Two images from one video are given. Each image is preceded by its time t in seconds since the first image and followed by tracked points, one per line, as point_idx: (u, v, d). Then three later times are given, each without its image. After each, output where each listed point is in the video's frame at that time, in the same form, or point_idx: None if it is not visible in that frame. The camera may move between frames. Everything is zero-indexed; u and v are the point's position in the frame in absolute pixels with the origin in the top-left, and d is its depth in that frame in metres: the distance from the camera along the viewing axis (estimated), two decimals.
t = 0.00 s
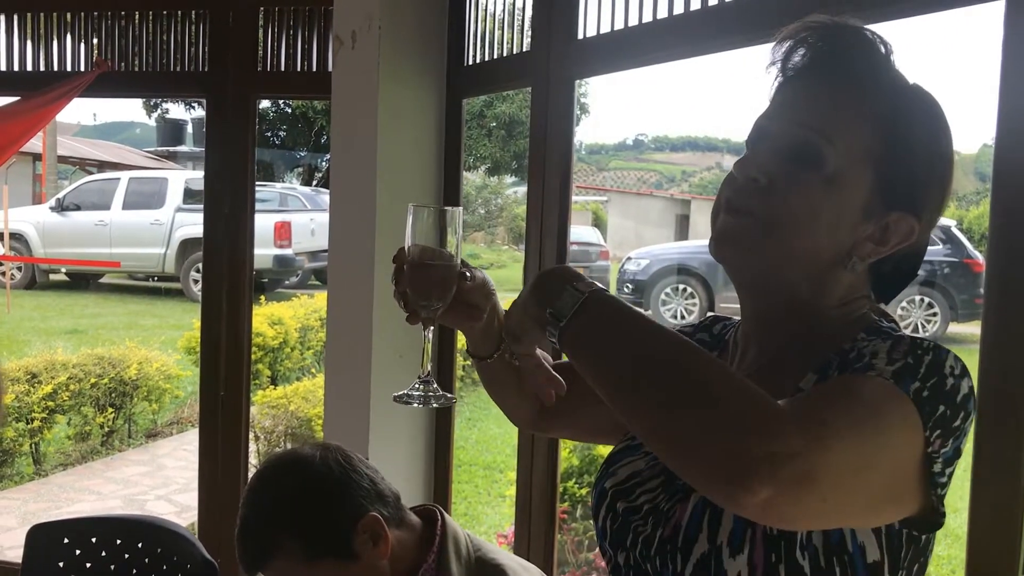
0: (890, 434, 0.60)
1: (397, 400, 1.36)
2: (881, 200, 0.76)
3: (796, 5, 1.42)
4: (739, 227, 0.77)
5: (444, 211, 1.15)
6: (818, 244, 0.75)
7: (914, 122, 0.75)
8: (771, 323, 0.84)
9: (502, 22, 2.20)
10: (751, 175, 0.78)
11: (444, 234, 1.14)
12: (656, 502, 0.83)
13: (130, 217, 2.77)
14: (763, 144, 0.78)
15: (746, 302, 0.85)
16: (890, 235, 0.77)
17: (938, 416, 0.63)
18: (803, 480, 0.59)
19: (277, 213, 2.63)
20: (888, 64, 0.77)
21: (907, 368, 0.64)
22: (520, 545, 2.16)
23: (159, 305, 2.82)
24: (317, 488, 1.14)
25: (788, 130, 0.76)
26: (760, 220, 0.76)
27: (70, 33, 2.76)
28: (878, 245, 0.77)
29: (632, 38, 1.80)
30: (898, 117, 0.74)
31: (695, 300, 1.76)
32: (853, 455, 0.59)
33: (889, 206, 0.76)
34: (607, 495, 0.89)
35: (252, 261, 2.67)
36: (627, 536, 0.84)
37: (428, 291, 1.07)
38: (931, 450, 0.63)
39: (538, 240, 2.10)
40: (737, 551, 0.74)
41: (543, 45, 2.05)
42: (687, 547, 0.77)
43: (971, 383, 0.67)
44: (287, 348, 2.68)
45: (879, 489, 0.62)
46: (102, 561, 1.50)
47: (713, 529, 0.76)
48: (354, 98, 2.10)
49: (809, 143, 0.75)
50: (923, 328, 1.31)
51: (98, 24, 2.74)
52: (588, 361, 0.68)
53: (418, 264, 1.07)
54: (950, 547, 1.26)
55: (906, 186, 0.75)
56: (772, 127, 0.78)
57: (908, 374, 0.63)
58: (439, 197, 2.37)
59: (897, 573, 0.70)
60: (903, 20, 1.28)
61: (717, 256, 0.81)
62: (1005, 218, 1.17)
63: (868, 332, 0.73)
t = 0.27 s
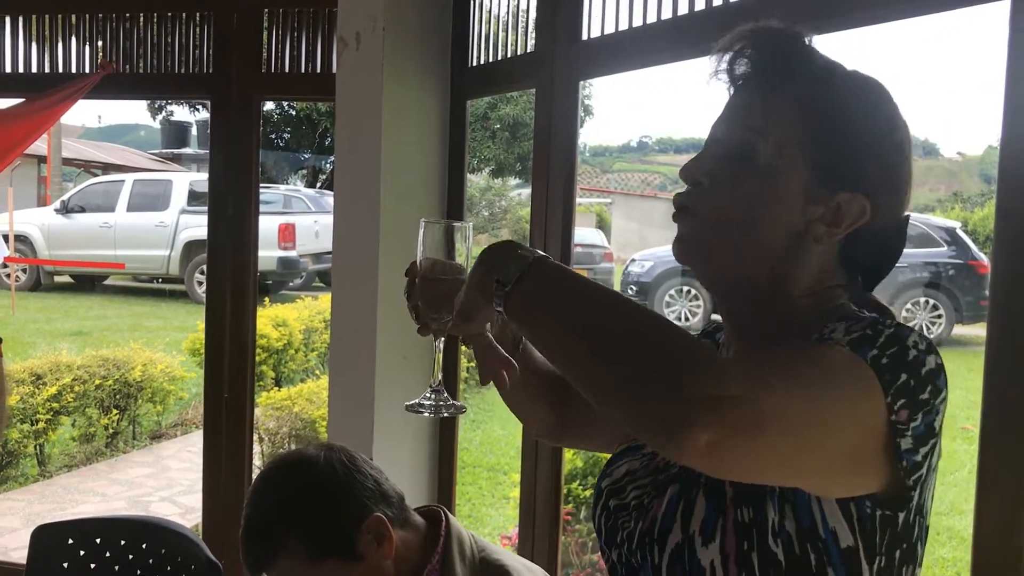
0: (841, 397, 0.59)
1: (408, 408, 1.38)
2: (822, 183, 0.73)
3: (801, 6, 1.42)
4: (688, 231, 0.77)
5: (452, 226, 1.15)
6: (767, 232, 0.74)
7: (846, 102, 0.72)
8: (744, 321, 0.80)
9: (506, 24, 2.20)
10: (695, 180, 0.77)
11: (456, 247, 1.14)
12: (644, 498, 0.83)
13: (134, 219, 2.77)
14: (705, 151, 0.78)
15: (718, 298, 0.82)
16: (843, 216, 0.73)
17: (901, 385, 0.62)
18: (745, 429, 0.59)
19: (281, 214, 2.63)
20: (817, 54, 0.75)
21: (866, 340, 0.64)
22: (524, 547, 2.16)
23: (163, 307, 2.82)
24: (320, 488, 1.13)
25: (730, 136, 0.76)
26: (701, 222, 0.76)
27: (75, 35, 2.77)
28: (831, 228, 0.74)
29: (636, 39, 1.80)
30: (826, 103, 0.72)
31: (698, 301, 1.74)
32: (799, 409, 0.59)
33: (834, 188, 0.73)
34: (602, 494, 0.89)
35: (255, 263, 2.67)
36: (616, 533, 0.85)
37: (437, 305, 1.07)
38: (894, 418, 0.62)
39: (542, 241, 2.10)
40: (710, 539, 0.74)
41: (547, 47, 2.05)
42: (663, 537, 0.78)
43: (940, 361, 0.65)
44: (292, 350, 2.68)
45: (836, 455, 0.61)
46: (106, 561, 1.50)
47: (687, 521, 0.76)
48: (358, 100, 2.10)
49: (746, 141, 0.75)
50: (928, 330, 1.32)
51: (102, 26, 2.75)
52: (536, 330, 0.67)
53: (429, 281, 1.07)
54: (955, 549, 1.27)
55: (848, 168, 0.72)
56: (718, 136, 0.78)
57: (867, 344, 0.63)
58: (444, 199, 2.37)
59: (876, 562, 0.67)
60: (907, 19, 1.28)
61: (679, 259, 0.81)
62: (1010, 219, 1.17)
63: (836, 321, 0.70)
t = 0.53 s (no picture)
0: (795, 400, 0.57)
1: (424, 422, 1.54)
2: (776, 181, 0.72)
3: (811, 8, 1.41)
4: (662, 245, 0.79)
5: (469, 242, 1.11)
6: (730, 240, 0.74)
7: (785, 97, 0.71)
8: (734, 327, 0.80)
9: (513, 25, 2.20)
10: (662, 197, 0.79)
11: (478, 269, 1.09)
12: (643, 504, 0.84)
13: (143, 219, 2.79)
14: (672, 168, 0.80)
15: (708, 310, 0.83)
16: (802, 210, 0.72)
17: (865, 386, 0.59)
18: (678, 434, 0.56)
19: (288, 215, 2.63)
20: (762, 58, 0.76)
21: (829, 344, 0.62)
22: (531, 548, 2.16)
23: (171, 307, 2.83)
24: (327, 490, 1.14)
25: (692, 151, 0.78)
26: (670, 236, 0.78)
27: (84, 36, 2.77)
28: (792, 225, 0.72)
29: (644, 41, 1.79)
30: (766, 100, 0.72)
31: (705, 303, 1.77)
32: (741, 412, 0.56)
33: (789, 184, 0.72)
34: (608, 501, 0.90)
35: (264, 262, 2.68)
36: (618, 539, 0.85)
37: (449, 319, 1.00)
38: (860, 421, 0.59)
39: (550, 241, 2.10)
40: (698, 545, 0.73)
41: (555, 47, 2.05)
42: (654, 543, 0.78)
43: (921, 360, 0.65)
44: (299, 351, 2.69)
45: (799, 460, 0.58)
46: (115, 562, 1.50)
47: (676, 526, 0.76)
48: (366, 102, 2.11)
49: (704, 155, 0.76)
50: (936, 331, 1.33)
51: (111, 27, 2.76)
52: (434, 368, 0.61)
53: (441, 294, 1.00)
54: (965, 552, 1.27)
55: (797, 161, 0.71)
56: (684, 153, 0.80)
57: (828, 349, 0.61)
58: (451, 201, 2.37)
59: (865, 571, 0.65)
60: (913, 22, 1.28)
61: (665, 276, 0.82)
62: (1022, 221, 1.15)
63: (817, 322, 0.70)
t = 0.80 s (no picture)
0: (817, 406, 0.57)
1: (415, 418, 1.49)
2: (798, 179, 0.71)
3: (820, 7, 1.41)
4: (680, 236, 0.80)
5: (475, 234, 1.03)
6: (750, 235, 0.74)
7: (812, 91, 0.71)
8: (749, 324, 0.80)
9: (522, 26, 2.20)
10: (683, 189, 0.80)
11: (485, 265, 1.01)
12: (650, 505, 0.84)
13: (152, 220, 2.78)
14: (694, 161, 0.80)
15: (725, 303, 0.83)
16: (822, 210, 0.71)
17: (887, 396, 0.59)
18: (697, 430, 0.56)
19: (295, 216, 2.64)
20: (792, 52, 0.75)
21: (854, 349, 0.61)
22: (539, 549, 2.16)
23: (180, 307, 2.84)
24: (336, 489, 1.14)
25: (714, 144, 0.78)
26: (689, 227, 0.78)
27: (92, 37, 2.78)
28: (812, 225, 0.72)
29: (652, 40, 1.79)
30: (791, 94, 0.71)
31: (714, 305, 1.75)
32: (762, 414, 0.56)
33: (809, 182, 0.71)
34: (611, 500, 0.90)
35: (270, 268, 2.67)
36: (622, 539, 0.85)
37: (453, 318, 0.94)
38: (879, 430, 0.59)
39: (557, 242, 2.10)
40: (709, 544, 0.73)
41: (563, 48, 2.05)
42: (663, 543, 0.78)
43: (943, 370, 0.64)
44: (306, 351, 2.71)
45: (814, 465, 0.58)
46: (123, 562, 1.50)
47: (686, 525, 0.76)
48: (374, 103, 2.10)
49: (724, 149, 0.76)
50: (945, 332, 1.33)
51: (120, 28, 2.76)
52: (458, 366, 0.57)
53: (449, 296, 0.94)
54: (973, 554, 1.26)
55: (820, 158, 0.70)
56: (705, 146, 0.80)
57: (852, 354, 0.61)
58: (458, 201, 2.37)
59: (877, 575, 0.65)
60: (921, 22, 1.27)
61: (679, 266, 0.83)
62: None
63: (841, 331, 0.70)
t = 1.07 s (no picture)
0: (882, 420, 0.57)
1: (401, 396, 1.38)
2: (890, 205, 0.68)
3: (829, 6, 1.41)
4: (745, 237, 0.69)
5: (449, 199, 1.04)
6: (829, 253, 0.68)
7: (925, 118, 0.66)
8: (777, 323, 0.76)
9: (528, 25, 2.20)
10: (750, 190, 0.69)
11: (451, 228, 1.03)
12: (663, 506, 0.82)
13: (159, 219, 2.80)
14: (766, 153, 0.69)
15: (752, 298, 0.77)
16: (898, 240, 0.70)
17: (941, 409, 0.60)
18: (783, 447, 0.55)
19: (303, 215, 2.64)
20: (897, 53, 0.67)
21: (909, 360, 0.61)
22: (545, 547, 2.16)
23: (188, 306, 2.84)
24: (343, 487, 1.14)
25: (791, 141, 0.68)
26: (764, 233, 0.68)
27: (101, 36, 2.79)
28: (885, 254, 0.70)
29: (659, 39, 1.79)
30: (906, 120, 0.66)
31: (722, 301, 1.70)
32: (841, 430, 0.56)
33: (899, 211, 0.68)
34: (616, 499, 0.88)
35: (279, 261, 2.69)
36: (633, 539, 0.84)
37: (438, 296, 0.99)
38: (931, 442, 0.59)
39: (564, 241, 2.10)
40: (737, 548, 0.72)
41: (570, 47, 2.05)
42: (687, 545, 0.77)
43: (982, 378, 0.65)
44: (314, 350, 2.69)
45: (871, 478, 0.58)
46: (132, 559, 1.51)
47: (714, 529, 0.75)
48: (381, 102, 2.11)
49: (813, 153, 0.67)
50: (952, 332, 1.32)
51: (128, 27, 2.77)
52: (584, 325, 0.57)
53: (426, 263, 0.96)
54: (982, 553, 1.27)
55: (918, 193, 0.68)
56: (771, 136, 0.70)
57: (909, 366, 0.61)
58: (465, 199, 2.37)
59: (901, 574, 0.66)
60: (928, 19, 1.27)
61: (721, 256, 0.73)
62: None
63: (876, 330, 0.70)
